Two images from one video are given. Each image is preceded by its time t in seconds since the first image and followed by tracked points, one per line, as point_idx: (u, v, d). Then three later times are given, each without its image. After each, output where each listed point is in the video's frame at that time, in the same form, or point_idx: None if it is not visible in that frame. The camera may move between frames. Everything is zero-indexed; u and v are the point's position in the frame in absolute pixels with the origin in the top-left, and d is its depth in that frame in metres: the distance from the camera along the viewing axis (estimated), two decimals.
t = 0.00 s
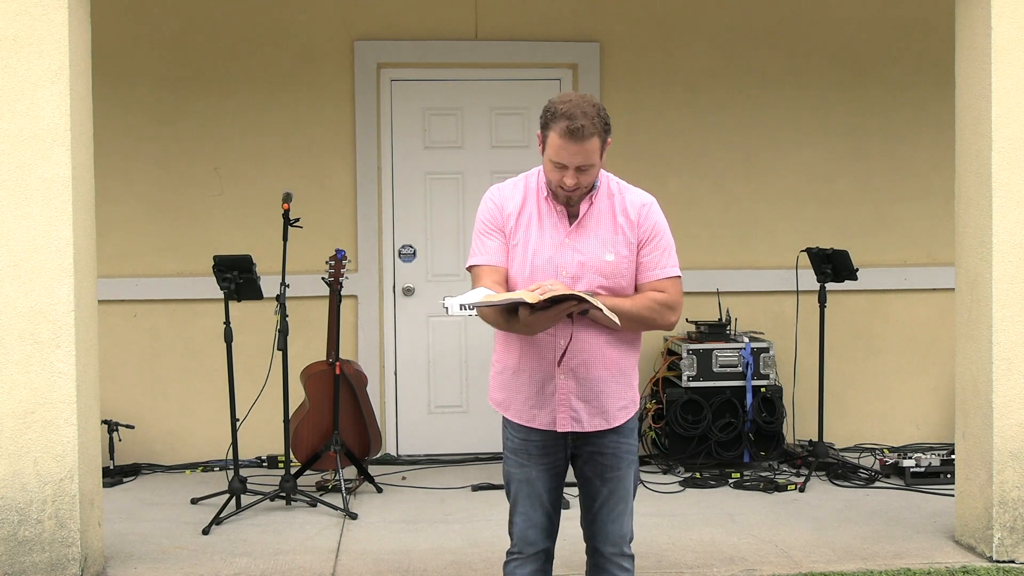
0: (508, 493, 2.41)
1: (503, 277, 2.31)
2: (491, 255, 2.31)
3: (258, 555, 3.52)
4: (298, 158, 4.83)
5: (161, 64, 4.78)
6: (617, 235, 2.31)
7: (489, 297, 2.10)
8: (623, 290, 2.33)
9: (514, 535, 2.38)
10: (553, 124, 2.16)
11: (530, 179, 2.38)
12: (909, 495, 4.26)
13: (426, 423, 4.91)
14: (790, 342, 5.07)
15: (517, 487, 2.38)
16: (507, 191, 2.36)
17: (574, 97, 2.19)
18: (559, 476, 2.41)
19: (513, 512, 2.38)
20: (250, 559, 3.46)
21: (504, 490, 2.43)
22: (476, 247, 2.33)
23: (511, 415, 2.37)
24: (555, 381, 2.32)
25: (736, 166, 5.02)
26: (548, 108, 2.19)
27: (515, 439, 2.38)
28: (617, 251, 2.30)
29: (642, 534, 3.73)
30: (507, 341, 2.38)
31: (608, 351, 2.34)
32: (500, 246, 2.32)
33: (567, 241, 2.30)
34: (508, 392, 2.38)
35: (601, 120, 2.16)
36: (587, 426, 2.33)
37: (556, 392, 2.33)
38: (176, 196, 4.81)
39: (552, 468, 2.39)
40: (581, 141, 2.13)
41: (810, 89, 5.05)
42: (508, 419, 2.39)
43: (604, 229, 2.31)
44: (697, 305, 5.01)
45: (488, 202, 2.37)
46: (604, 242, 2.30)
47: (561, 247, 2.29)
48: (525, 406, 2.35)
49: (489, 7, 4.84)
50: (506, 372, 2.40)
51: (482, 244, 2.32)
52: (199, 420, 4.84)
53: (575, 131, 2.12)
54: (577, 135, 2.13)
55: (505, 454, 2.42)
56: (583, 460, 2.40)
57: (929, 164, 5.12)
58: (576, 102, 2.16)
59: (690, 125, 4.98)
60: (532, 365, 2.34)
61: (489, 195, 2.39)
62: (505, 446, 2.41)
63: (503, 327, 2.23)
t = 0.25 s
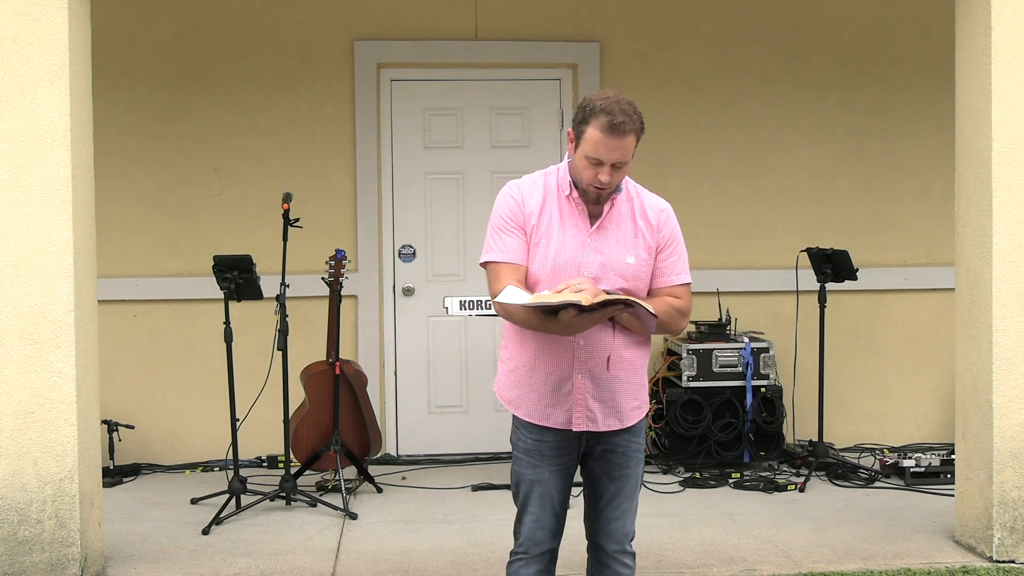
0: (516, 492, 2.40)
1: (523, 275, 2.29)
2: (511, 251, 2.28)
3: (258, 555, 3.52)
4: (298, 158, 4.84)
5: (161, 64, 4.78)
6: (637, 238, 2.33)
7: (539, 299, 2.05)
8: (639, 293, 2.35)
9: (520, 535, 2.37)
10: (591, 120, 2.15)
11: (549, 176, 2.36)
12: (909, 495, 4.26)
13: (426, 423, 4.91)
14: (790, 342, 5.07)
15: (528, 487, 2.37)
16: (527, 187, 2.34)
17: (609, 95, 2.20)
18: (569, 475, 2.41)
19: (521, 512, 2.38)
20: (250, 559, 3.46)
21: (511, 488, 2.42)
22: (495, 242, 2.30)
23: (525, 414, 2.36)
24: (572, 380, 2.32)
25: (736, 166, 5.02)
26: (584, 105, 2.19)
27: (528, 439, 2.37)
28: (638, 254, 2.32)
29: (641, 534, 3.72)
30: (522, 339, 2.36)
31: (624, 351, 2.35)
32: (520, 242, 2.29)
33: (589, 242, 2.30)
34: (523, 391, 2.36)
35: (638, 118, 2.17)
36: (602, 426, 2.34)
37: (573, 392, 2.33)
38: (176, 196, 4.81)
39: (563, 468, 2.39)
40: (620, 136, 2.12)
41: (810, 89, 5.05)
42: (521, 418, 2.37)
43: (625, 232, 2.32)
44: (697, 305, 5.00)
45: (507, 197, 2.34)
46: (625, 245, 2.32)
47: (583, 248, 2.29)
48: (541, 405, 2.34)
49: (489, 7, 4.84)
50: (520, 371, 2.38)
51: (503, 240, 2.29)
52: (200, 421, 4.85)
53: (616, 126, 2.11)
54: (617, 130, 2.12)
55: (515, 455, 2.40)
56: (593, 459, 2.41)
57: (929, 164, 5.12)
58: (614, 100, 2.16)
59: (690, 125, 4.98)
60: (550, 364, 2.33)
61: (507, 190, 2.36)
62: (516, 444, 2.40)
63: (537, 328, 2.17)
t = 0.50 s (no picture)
0: (516, 485, 2.40)
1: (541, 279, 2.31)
2: (529, 256, 2.29)
3: (258, 555, 3.52)
4: (298, 158, 4.83)
5: (161, 64, 4.78)
6: (658, 247, 2.34)
7: (568, 312, 2.06)
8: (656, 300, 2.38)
9: (520, 530, 2.36)
10: (621, 133, 2.14)
11: (573, 179, 2.35)
12: (909, 495, 4.26)
13: (426, 423, 4.91)
14: (790, 342, 5.07)
15: (529, 480, 2.37)
16: (550, 190, 2.33)
17: (640, 107, 2.18)
18: (570, 471, 2.41)
19: (521, 506, 2.38)
20: (250, 559, 3.46)
21: (512, 483, 2.42)
22: (515, 245, 2.30)
23: (535, 414, 2.36)
24: (584, 384, 2.33)
25: (736, 166, 5.02)
26: (615, 117, 2.18)
27: (530, 432, 2.38)
28: (657, 263, 2.34)
29: (641, 534, 3.72)
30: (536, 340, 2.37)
31: (636, 357, 2.36)
32: (540, 246, 2.30)
33: (609, 250, 2.31)
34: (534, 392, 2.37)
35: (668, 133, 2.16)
36: (612, 430, 2.36)
37: (585, 395, 2.34)
38: (176, 196, 4.81)
39: (564, 463, 2.39)
40: (650, 153, 2.12)
41: (810, 89, 5.05)
42: (529, 417, 2.38)
43: (645, 241, 2.33)
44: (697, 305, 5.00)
45: (530, 199, 2.33)
46: (644, 254, 2.33)
47: (603, 255, 2.30)
48: (552, 407, 2.35)
49: (489, 7, 4.84)
50: (531, 372, 2.39)
51: (523, 243, 2.29)
52: (200, 420, 4.85)
53: (646, 144, 2.11)
54: (647, 148, 2.11)
55: (517, 447, 2.41)
56: (595, 456, 2.42)
57: (929, 164, 5.12)
58: (645, 114, 2.15)
59: (690, 124, 4.98)
60: (562, 366, 2.34)
61: (530, 191, 2.35)
62: (518, 438, 2.41)
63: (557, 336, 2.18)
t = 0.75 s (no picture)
0: (517, 481, 2.40)
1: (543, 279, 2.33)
2: (532, 257, 2.31)
3: (258, 555, 3.51)
4: (298, 158, 4.83)
5: (161, 64, 4.78)
6: (662, 250, 2.34)
7: (568, 324, 2.07)
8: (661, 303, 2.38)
9: (521, 524, 2.36)
10: (618, 146, 2.14)
11: (580, 180, 2.35)
12: (909, 495, 4.26)
13: (426, 423, 4.91)
14: (790, 342, 5.07)
15: (530, 476, 2.37)
16: (556, 192, 2.34)
17: (640, 117, 2.16)
18: (570, 468, 2.42)
19: (522, 501, 2.38)
20: (250, 559, 3.46)
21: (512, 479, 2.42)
22: (518, 245, 2.32)
23: (534, 412, 2.38)
24: (584, 386, 2.33)
25: (736, 167, 5.02)
26: (614, 127, 2.17)
27: (531, 427, 2.38)
28: (661, 267, 2.34)
29: (642, 534, 3.72)
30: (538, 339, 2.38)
31: (636, 360, 2.36)
32: (543, 248, 2.32)
33: (612, 253, 2.31)
34: (534, 391, 2.38)
35: (665, 145, 2.15)
36: (611, 432, 2.36)
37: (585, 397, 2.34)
38: (176, 196, 4.81)
39: (565, 460, 2.39)
40: (644, 168, 2.12)
41: (810, 89, 5.05)
42: (530, 415, 2.39)
43: (650, 244, 2.33)
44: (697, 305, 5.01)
45: (535, 200, 2.34)
46: (648, 258, 2.33)
47: (605, 258, 2.31)
48: (551, 407, 2.36)
49: (489, 7, 4.84)
50: (533, 370, 2.40)
51: (526, 245, 2.32)
52: (199, 421, 4.84)
53: (639, 159, 2.10)
54: (640, 162, 2.11)
55: (518, 443, 2.41)
56: (596, 454, 2.42)
57: (929, 164, 5.12)
58: (643, 127, 2.13)
59: (690, 125, 4.99)
60: (563, 366, 2.34)
61: (537, 192, 2.36)
62: (519, 433, 2.41)
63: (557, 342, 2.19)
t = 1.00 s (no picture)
0: (519, 484, 2.43)
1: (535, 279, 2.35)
2: (522, 257, 2.34)
3: (258, 555, 3.52)
4: (298, 158, 4.83)
5: (161, 64, 4.78)
6: (653, 244, 2.34)
7: (557, 321, 2.07)
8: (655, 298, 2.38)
9: (524, 526, 2.40)
10: (598, 129, 2.17)
11: (568, 179, 2.38)
12: (909, 495, 4.26)
13: (426, 423, 4.91)
14: (790, 342, 5.07)
15: (530, 479, 2.39)
16: (544, 191, 2.37)
17: (619, 103, 2.21)
18: (571, 471, 2.42)
19: (524, 504, 2.41)
20: (250, 559, 3.46)
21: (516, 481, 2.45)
22: (508, 246, 2.36)
23: (532, 413, 2.39)
24: (580, 384, 2.33)
25: (736, 166, 5.02)
26: (593, 115, 2.21)
27: (531, 432, 2.40)
28: (652, 260, 2.34)
29: (641, 534, 3.72)
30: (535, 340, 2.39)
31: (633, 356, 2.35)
32: (532, 248, 2.35)
33: (602, 247, 2.32)
34: (532, 391, 2.39)
35: (646, 128, 2.18)
36: (610, 430, 2.35)
37: (581, 396, 2.34)
38: (176, 196, 4.81)
39: (565, 464, 2.40)
40: (626, 147, 2.14)
41: (810, 89, 5.05)
42: (529, 417, 2.40)
43: (640, 238, 2.34)
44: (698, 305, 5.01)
45: (523, 200, 2.38)
46: (639, 251, 2.34)
47: (595, 252, 2.32)
48: (548, 406, 2.36)
49: (488, 7, 4.84)
50: (530, 371, 2.41)
51: (516, 245, 2.35)
52: (200, 421, 4.84)
53: (621, 138, 2.13)
54: (623, 142, 2.14)
55: (519, 447, 2.43)
56: (595, 455, 2.42)
57: (929, 164, 5.12)
58: (622, 110, 2.17)
59: (690, 125, 4.99)
60: (558, 366, 2.35)
61: (526, 193, 2.40)
62: (520, 438, 2.43)
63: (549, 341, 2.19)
